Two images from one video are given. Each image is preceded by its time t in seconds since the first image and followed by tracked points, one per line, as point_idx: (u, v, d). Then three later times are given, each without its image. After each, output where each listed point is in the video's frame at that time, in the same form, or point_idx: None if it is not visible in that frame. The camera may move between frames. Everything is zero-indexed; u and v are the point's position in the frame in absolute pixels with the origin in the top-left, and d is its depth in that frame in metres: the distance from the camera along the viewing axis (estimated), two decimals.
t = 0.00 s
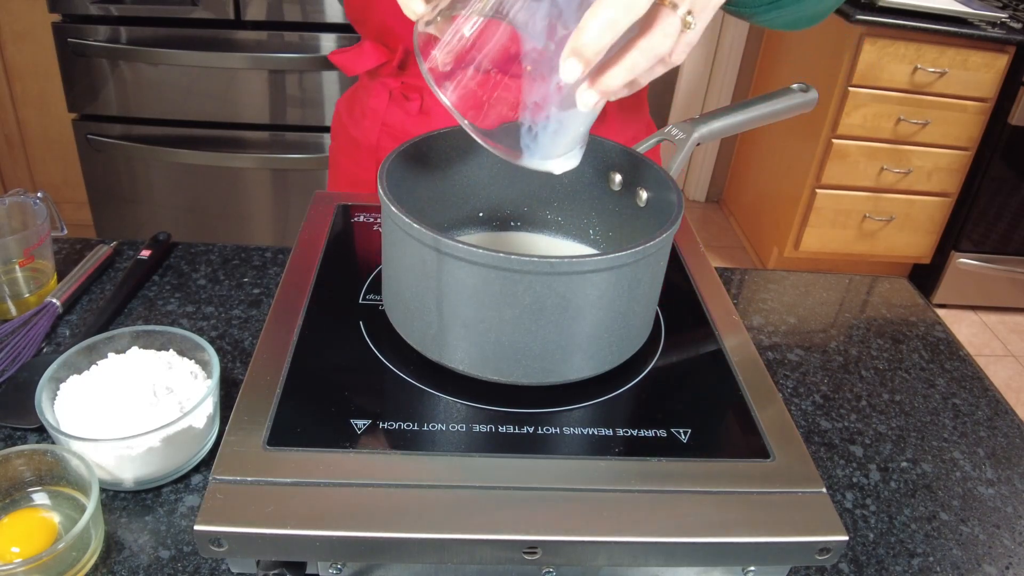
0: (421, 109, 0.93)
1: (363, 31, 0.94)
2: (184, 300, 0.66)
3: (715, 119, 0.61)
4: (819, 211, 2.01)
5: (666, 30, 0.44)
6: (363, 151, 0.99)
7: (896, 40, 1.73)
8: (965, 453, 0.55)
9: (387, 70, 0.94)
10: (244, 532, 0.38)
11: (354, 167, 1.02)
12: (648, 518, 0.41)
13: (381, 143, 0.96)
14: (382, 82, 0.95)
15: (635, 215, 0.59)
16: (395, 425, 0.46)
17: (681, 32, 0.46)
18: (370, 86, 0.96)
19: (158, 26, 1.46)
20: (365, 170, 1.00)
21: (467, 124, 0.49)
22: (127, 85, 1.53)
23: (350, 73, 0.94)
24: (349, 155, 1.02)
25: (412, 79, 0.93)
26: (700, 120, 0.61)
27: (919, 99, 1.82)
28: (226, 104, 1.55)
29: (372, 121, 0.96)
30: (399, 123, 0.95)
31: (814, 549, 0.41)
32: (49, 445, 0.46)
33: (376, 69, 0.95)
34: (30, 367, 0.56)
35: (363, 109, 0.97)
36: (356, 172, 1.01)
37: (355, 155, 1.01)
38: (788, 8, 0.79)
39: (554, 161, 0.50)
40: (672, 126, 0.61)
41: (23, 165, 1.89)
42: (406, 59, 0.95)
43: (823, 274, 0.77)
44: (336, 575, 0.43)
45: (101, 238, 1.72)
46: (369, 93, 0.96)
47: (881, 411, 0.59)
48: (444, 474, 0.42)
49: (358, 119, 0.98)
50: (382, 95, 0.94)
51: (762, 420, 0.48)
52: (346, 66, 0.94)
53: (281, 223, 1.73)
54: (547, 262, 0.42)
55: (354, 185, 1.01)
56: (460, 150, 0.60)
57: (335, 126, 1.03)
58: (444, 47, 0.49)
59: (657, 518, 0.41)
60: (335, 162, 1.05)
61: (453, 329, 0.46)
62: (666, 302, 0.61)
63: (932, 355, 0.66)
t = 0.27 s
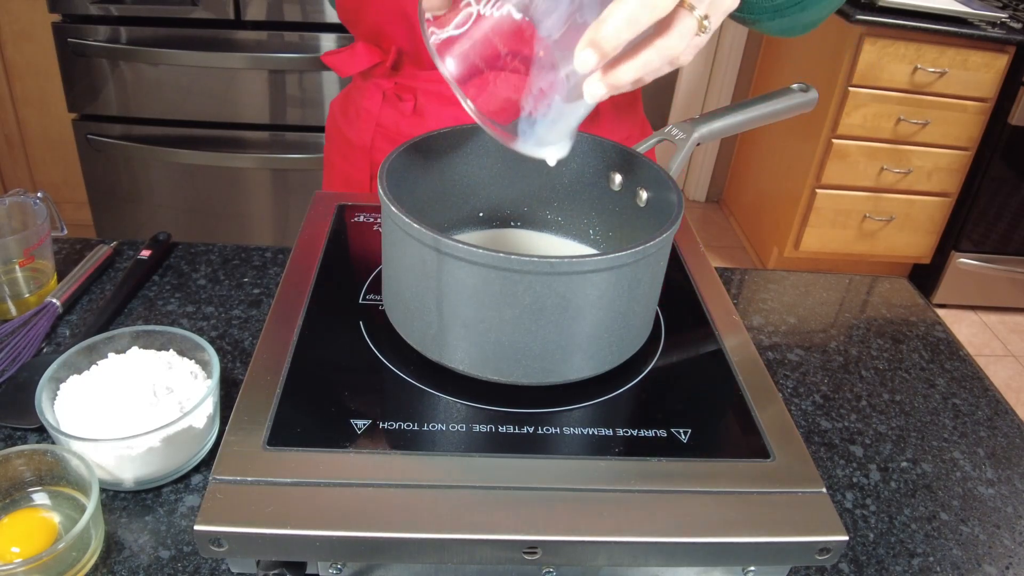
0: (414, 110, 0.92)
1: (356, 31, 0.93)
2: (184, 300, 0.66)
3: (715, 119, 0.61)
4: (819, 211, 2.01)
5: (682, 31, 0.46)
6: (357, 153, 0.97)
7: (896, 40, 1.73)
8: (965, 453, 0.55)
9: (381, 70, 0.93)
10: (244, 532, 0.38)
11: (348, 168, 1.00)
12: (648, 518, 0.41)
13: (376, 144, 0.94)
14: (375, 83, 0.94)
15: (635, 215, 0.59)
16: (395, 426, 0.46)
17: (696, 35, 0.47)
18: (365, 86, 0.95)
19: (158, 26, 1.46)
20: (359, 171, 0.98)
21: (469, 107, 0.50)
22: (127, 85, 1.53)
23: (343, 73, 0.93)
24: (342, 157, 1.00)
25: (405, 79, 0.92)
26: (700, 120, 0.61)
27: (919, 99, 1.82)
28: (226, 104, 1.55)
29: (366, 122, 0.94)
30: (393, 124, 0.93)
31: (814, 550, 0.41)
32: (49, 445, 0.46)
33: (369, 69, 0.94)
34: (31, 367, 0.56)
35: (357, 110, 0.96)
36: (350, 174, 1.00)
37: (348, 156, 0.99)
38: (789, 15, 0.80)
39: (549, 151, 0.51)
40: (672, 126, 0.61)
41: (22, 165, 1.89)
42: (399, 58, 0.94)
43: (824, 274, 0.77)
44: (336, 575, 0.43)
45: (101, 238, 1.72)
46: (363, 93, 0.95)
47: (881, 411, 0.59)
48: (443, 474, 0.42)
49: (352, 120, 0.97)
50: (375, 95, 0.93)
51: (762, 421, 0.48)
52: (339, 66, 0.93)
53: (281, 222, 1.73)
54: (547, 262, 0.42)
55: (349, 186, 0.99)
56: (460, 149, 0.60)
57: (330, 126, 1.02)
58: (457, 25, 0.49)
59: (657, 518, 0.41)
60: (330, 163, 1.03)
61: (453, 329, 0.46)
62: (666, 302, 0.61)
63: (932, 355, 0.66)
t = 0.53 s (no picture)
0: (410, 110, 0.92)
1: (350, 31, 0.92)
2: (184, 300, 0.66)
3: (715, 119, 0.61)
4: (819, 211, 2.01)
5: (685, 35, 0.47)
6: (352, 154, 0.97)
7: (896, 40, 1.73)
8: (965, 453, 0.55)
9: (375, 70, 0.93)
10: (244, 532, 0.38)
11: (343, 169, 0.99)
12: (648, 518, 0.41)
13: (371, 145, 0.94)
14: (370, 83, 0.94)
15: (636, 215, 0.59)
16: (395, 426, 0.46)
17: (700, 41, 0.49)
18: (360, 86, 0.94)
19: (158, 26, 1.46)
20: (355, 172, 0.98)
21: (469, 86, 0.50)
22: (127, 85, 1.53)
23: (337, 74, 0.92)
24: (337, 158, 1.00)
25: (400, 79, 0.92)
26: (700, 119, 0.61)
27: (919, 99, 1.82)
28: (227, 104, 1.55)
29: (361, 123, 0.94)
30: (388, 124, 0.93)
31: (814, 550, 0.41)
32: (49, 445, 0.46)
33: (363, 70, 0.94)
34: (31, 367, 0.56)
35: (352, 110, 0.95)
36: (345, 175, 0.99)
37: (343, 157, 0.99)
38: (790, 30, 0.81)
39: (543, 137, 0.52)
40: (672, 126, 0.61)
41: (23, 166, 1.89)
42: (394, 59, 0.94)
43: (824, 274, 0.77)
44: (336, 575, 0.43)
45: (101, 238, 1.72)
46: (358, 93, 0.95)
47: (881, 411, 0.59)
48: (443, 474, 0.42)
49: (347, 120, 0.96)
50: (370, 96, 0.92)
51: (762, 421, 0.48)
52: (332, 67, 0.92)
53: (281, 222, 1.73)
54: (547, 262, 0.42)
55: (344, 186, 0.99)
56: (460, 150, 0.60)
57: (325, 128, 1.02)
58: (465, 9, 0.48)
59: (657, 518, 0.41)
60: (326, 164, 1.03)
61: (453, 329, 0.46)
62: (666, 302, 0.61)
63: (932, 355, 0.66)
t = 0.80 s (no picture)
0: (411, 110, 0.92)
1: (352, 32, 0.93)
2: (184, 300, 0.66)
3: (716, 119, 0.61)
4: (819, 211, 2.01)
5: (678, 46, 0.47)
6: (354, 155, 0.97)
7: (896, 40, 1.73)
8: (965, 453, 0.55)
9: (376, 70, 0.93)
10: (244, 532, 0.38)
11: (344, 170, 1.00)
12: (647, 518, 0.41)
13: (372, 146, 0.94)
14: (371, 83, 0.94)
15: (636, 214, 0.59)
16: (395, 425, 0.46)
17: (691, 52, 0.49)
18: (361, 87, 0.94)
19: (158, 26, 1.46)
20: (356, 173, 0.98)
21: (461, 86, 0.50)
22: (127, 85, 1.53)
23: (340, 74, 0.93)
24: (338, 159, 1.00)
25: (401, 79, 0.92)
26: (700, 120, 0.61)
27: (919, 99, 1.82)
28: (227, 104, 1.55)
29: (362, 124, 0.94)
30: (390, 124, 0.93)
31: (814, 549, 0.41)
32: (49, 445, 0.46)
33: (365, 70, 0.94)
34: (31, 367, 0.56)
35: (353, 111, 0.95)
36: (346, 175, 0.99)
37: (344, 158, 0.99)
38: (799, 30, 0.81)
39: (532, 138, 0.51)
40: (672, 126, 0.61)
41: (23, 166, 1.89)
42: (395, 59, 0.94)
43: (824, 274, 0.77)
44: (336, 575, 0.43)
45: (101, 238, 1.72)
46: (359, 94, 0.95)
47: (881, 411, 0.59)
48: (443, 474, 0.42)
49: (348, 120, 0.96)
50: (372, 97, 0.93)
51: (762, 421, 0.48)
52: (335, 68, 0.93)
53: (281, 222, 1.73)
54: (547, 262, 0.42)
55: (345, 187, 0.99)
56: (460, 150, 0.60)
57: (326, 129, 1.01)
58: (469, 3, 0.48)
59: (657, 518, 0.41)
60: (326, 164, 1.03)
61: (453, 329, 0.46)
62: (666, 302, 0.61)
63: (932, 355, 0.66)
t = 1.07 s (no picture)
0: (412, 110, 0.92)
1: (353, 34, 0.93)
2: (184, 300, 0.67)
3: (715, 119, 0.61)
4: (819, 211, 2.01)
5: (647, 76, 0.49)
6: (355, 155, 0.97)
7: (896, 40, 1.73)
8: (965, 453, 0.55)
9: (377, 70, 0.93)
10: (244, 532, 0.38)
11: (345, 171, 0.99)
12: (647, 518, 0.41)
13: (374, 146, 0.94)
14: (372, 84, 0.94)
15: (635, 214, 0.60)
16: (395, 425, 0.46)
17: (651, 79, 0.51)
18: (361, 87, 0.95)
19: (159, 26, 1.46)
20: (358, 173, 0.98)
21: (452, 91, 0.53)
22: (127, 85, 1.53)
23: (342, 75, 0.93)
24: (339, 160, 1.00)
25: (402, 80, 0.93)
26: (700, 119, 0.61)
27: (919, 99, 1.82)
28: (227, 104, 1.55)
29: (364, 124, 0.94)
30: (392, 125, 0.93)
31: (814, 549, 0.41)
32: (49, 445, 0.46)
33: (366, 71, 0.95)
34: (31, 367, 0.56)
35: (354, 110, 0.95)
36: (347, 175, 0.99)
37: (346, 159, 0.99)
38: None
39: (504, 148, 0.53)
40: (672, 126, 0.61)
41: (23, 166, 1.89)
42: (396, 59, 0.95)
43: (824, 274, 0.77)
44: (336, 575, 0.43)
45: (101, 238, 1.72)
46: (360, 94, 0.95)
47: (881, 411, 0.59)
48: (443, 474, 0.42)
49: (348, 121, 0.96)
50: (373, 96, 0.93)
51: (762, 421, 0.48)
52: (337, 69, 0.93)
53: (281, 222, 1.73)
54: (547, 262, 0.42)
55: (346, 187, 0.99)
56: (459, 150, 0.60)
57: (327, 127, 1.01)
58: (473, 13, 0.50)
59: (657, 518, 0.41)
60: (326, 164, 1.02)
61: (453, 329, 0.46)
62: (666, 302, 0.61)
63: (932, 355, 0.66)
